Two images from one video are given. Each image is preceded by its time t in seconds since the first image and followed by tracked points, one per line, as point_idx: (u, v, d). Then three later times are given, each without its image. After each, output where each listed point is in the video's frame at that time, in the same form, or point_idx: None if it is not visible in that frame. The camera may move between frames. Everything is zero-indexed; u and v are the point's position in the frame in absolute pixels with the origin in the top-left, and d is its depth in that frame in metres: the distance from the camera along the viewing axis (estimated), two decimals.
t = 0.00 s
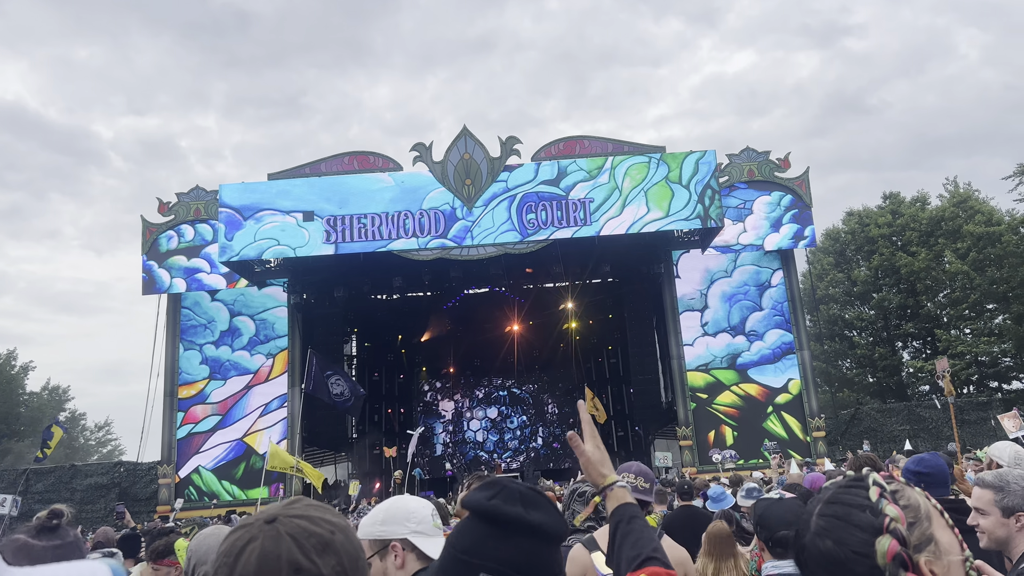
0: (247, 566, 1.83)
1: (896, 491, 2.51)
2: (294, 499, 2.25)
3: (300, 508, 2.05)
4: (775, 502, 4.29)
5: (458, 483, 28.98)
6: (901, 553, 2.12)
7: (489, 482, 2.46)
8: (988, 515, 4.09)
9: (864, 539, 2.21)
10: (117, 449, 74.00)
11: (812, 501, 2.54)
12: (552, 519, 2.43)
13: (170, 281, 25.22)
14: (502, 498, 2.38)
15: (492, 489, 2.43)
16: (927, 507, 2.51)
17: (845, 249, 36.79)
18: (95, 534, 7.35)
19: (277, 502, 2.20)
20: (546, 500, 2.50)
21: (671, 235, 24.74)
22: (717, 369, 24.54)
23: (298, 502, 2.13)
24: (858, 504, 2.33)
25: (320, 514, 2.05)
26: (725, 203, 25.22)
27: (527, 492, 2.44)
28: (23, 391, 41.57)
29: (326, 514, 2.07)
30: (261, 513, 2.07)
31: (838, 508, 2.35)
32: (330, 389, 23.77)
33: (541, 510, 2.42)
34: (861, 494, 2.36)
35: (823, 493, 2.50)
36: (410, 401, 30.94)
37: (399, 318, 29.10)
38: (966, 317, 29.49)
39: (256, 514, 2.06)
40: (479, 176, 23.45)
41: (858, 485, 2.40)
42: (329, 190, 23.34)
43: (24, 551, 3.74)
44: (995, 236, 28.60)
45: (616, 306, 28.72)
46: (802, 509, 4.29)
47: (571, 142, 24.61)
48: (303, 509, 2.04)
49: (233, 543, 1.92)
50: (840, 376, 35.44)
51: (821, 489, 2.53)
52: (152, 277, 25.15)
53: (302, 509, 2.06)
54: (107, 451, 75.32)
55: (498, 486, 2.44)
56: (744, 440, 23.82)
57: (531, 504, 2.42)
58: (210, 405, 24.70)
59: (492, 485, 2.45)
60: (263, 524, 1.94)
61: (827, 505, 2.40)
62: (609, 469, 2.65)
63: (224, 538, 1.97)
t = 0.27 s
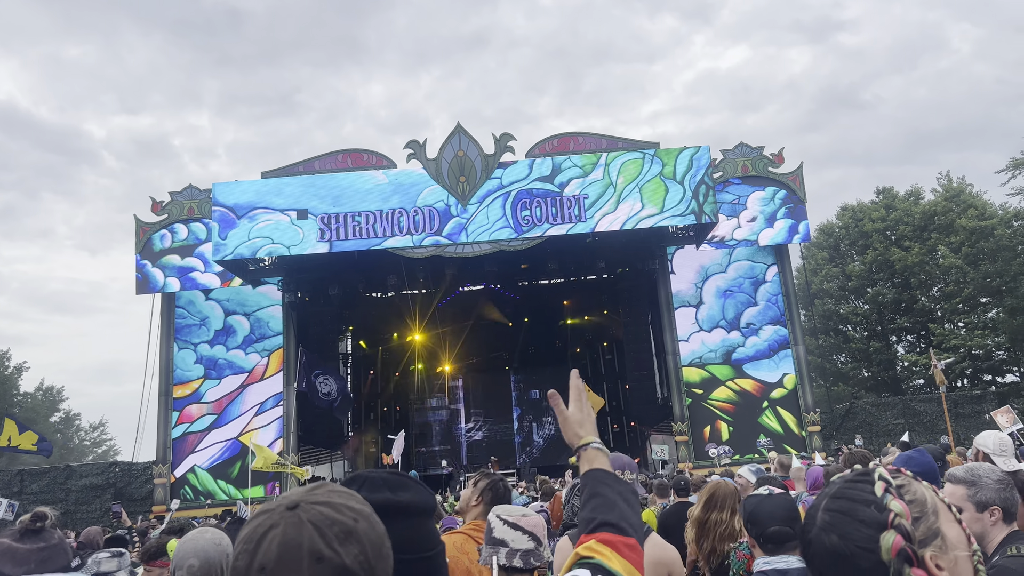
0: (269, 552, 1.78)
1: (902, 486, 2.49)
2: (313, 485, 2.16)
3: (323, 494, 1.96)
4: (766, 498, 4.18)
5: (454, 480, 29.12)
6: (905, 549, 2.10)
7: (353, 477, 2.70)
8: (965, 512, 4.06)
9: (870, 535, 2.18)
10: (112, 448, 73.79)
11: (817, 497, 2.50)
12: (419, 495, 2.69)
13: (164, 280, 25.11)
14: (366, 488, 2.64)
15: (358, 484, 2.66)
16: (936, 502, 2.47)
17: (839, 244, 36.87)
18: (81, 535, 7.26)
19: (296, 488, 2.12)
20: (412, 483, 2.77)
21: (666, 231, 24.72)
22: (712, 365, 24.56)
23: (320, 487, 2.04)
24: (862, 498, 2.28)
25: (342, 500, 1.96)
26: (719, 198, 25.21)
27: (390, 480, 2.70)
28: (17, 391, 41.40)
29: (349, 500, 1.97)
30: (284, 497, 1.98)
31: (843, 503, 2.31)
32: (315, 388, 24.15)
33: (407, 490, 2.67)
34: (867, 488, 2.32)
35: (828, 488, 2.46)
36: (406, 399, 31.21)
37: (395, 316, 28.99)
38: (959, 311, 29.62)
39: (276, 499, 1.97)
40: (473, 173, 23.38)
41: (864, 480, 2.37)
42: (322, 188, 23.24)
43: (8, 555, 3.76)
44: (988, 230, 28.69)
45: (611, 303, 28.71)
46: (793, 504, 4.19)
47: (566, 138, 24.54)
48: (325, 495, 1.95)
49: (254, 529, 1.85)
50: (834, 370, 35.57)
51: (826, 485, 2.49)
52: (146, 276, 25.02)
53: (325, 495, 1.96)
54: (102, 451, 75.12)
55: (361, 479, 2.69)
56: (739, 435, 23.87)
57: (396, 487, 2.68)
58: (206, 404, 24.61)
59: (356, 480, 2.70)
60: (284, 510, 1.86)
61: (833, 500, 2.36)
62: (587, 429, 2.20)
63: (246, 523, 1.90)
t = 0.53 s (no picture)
0: (317, 557, 1.78)
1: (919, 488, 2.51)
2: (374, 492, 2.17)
3: (377, 500, 1.95)
4: (755, 499, 4.14)
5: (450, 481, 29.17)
6: (924, 550, 2.09)
7: (282, 489, 2.96)
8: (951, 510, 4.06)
9: (886, 535, 2.17)
10: (106, 452, 73.44)
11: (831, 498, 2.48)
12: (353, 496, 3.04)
13: (157, 283, 24.96)
14: (302, 496, 2.92)
15: (292, 495, 2.95)
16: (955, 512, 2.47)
17: (833, 242, 36.97)
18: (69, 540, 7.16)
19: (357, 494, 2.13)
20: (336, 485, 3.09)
21: (660, 230, 24.74)
22: (707, 363, 24.59)
23: (378, 494, 2.03)
24: (880, 499, 2.28)
25: (396, 507, 1.94)
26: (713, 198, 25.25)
27: (320, 485, 3.00)
28: (10, 395, 41.12)
29: (402, 508, 1.95)
30: (339, 502, 1.98)
31: (860, 503, 2.31)
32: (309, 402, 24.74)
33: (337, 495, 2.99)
34: (884, 489, 2.32)
35: (843, 489, 2.45)
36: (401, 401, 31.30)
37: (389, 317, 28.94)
38: (953, 308, 29.78)
39: (334, 503, 1.98)
40: (467, 174, 23.33)
41: (880, 481, 2.37)
42: (316, 189, 23.15)
43: None
44: (980, 227, 28.81)
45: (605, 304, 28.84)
46: (783, 504, 4.17)
47: (559, 138, 24.52)
48: (378, 502, 1.94)
49: (307, 531, 1.87)
50: (829, 368, 35.67)
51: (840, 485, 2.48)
52: (139, 279, 24.87)
53: (378, 501, 1.95)
54: (96, 455, 74.74)
55: (293, 490, 2.96)
56: (734, 433, 23.89)
57: (326, 490, 3.00)
58: (200, 407, 24.49)
59: (287, 492, 2.96)
60: (336, 515, 1.87)
61: (848, 500, 2.36)
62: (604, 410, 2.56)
63: (302, 525, 1.92)
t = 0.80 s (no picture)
0: (385, 561, 1.84)
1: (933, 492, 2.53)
2: (431, 505, 2.27)
3: (440, 509, 2.04)
4: (749, 502, 4.15)
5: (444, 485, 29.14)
6: (944, 554, 2.10)
7: (319, 525, 2.73)
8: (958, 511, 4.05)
9: (907, 538, 2.18)
10: (100, 458, 73.09)
11: (843, 502, 2.48)
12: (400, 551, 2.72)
13: (152, 287, 24.88)
14: (343, 542, 2.67)
15: (333, 532, 2.70)
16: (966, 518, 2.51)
17: (827, 244, 37.09)
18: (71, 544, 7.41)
19: (416, 506, 2.23)
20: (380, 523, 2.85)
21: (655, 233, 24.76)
22: (702, 365, 24.62)
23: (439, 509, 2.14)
24: (897, 503, 2.29)
25: (456, 519, 2.04)
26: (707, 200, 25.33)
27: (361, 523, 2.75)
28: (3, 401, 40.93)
29: (461, 519, 2.04)
30: (406, 510, 2.09)
31: (878, 507, 2.31)
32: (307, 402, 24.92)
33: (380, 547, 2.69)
34: (899, 493, 2.34)
35: (857, 492, 2.45)
36: (396, 405, 30.76)
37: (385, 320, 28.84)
38: (947, 308, 29.93)
39: (399, 512, 2.08)
40: (462, 177, 23.33)
41: (895, 485, 2.39)
42: (310, 193, 23.11)
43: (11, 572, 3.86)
44: (973, 228, 28.99)
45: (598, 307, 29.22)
46: (776, 506, 4.18)
47: (554, 141, 24.54)
48: (442, 511, 2.03)
49: (373, 538, 1.94)
50: (824, 369, 35.74)
51: (853, 490, 2.48)
52: (134, 283, 24.79)
53: (440, 510, 2.05)
54: (90, 460, 74.41)
55: (331, 527, 2.72)
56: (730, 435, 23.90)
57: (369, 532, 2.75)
58: (195, 412, 24.39)
59: (324, 528, 2.72)
60: (402, 520, 1.94)
61: (864, 504, 2.36)
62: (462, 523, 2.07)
63: (367, 534, 2.00)
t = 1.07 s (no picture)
0: (426, 563, 1.85)
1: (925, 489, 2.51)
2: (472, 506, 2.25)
3: (480, 513, 2.02)
4: (746, 506, 4.14)
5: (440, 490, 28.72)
6: (937, 551, 2.07)
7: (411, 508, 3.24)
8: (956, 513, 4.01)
9: (901, 535, 2.16)
10: (95, 463, 72.73)
11: (832, 496, 2.46)
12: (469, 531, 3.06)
13: (148, 292, 24.79)
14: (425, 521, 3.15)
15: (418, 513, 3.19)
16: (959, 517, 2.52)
17: (823, 247, 37.16)
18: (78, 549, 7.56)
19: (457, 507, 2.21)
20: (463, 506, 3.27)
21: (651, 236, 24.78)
22: (699, 369, 24.62)
23: (479, 509, 2.11)
24: (891, 499, 2.27)
25: (493, 519, 2.02)
26: (703, 203, 25.37)
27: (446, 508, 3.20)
28: None
29: (500, 521, 2.03)
30: (445, 512, 2.07)
31: (871, 502, 2.29)
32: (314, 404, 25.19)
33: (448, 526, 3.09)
34: (892, 489, 2.32)
35: (847, 487, 2.44)
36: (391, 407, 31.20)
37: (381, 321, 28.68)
38: (943, 311, 29.99)
39: (440, 514, 2.07)
40: (458, 181, 23.32)
41: (887, 481, 2.37)
42: (307, 197, 23.08)
43: None
44: (967, 231, 29.11)
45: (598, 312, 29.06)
46: (773, 509, 4.16)
47: (550, 145, 24.56)
48: (484, 516, 2.01)
49: (417, 538, 1.96)
50: (821, 372, 35.78)
51: (844, 485, 2.46)
52: (130, 289, 24.71)
53: (483, 515, 2.03)
54: (86, 466, 74.04)
55: (417, 511, 3.21)
56: (727, 438, 23.89)
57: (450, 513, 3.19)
58: (191, 417, 24.28)
59: (413, 511, 3.23)
60: (445, 524, 1.94)
61: (855, 497, 2.34)
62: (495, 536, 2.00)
63: (409, 536, 2.01)
